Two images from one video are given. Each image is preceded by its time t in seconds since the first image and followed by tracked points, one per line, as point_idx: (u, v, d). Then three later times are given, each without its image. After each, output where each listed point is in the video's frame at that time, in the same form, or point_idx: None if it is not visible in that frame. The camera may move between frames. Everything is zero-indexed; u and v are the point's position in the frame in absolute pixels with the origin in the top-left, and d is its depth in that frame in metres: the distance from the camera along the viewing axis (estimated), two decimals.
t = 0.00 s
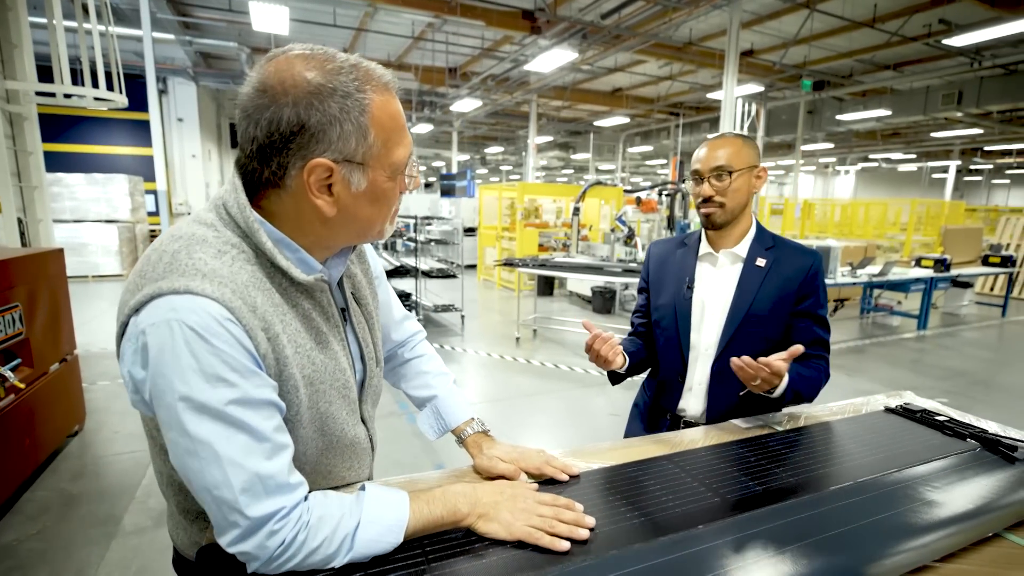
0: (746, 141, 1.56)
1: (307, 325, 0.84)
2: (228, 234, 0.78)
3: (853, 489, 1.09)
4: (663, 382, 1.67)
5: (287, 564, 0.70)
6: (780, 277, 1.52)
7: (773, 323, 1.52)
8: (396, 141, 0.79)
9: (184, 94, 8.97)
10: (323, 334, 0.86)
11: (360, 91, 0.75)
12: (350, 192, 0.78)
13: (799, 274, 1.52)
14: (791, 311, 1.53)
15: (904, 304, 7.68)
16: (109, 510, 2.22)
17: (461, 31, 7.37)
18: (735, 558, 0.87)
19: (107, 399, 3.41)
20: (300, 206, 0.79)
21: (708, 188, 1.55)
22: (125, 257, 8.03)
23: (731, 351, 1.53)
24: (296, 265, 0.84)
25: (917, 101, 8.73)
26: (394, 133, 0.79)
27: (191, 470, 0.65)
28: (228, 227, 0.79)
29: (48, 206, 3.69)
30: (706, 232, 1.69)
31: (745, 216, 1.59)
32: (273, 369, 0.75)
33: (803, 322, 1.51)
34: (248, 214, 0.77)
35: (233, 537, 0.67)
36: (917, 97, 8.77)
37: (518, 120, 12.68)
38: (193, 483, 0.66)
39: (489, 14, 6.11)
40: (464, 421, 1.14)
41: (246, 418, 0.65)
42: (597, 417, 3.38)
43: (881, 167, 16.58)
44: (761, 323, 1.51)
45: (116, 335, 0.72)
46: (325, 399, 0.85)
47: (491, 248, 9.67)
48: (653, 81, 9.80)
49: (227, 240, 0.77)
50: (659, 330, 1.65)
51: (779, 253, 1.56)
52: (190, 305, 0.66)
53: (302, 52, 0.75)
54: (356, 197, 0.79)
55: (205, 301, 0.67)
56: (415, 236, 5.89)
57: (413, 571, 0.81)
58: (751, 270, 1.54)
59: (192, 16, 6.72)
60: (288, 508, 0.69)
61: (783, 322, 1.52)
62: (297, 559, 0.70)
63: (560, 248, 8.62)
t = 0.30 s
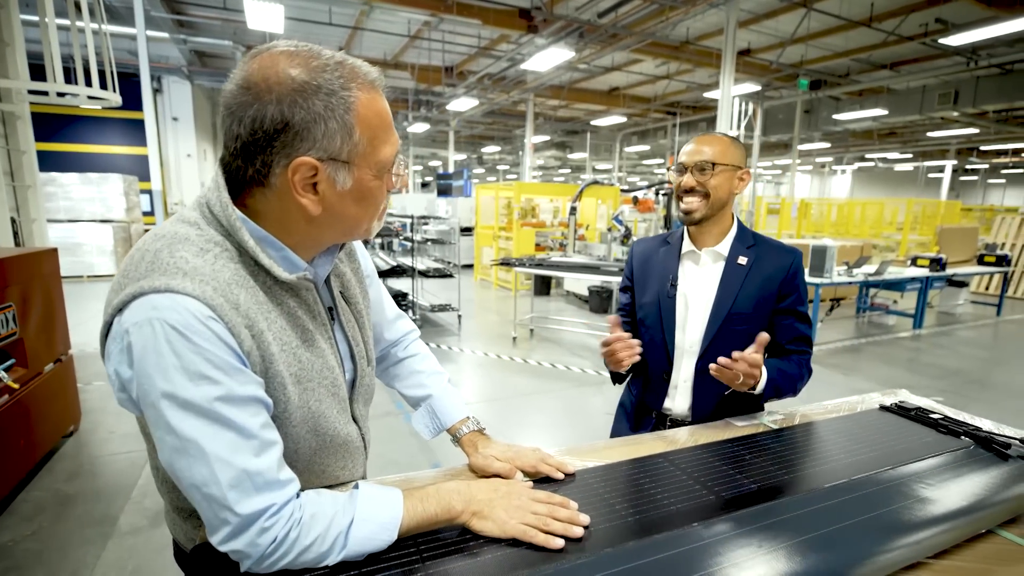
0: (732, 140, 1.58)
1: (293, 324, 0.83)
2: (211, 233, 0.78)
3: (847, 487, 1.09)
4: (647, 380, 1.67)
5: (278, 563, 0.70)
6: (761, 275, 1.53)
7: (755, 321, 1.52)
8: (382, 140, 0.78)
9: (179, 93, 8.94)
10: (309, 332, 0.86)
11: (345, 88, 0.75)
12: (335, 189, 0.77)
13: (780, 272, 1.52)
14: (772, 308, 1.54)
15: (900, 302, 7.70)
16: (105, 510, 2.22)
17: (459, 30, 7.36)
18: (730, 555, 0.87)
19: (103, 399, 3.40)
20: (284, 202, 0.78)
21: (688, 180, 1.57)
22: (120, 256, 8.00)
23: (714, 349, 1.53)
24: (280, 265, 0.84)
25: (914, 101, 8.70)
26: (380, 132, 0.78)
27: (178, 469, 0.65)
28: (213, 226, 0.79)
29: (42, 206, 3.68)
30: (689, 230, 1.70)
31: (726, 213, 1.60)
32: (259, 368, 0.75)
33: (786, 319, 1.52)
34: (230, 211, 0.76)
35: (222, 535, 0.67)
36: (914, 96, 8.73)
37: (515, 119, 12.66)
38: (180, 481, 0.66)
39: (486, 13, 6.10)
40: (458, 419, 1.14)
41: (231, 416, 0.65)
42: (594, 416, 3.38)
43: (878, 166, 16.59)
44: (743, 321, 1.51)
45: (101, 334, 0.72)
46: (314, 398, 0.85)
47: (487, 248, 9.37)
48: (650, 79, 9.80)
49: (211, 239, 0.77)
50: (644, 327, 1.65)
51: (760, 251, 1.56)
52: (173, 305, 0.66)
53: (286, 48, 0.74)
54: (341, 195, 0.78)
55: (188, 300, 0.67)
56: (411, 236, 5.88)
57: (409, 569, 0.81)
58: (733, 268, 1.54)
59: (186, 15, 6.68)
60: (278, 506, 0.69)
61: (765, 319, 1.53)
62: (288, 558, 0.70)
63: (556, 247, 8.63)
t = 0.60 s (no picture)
0: (742, 148, 1.54)
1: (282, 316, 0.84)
2: (197, 228, 0.78)
3: (846, 486, 1.09)
4: (650, 379, 1.68)
5: (274, 559, 0.70)
6: (760, 274, 1.53)
7: (755, 320, 1.53)
8: (360, 125, 0.78)
9: (177, 93, 8.96)
10: (299, 324, 0.86)
11: (321, 72, 0.75)
12: (313, 175, 0.77)
13: (778, 271, 1.54)
14: (771, 306, 1.55)
15: (899, 301, 7.70)
16: (104, 510, 2.22)
17: (457, 29, 7.36)
18: (731, 555, 0.87)
19: (102, 399, 3.40)
20: (265, 191, 0.79)
21: (699, 190, 1.53)
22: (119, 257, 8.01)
23: (716, 349, 1.54)
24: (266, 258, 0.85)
25: (912, 99, 8.68)
26: (358, 116, 0.78)
27: (170, 464, 0.66)
28: (199, 221, 0.79)
29: (41, 206, 3.68)
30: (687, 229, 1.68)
31: (728, 218, 1.59)
32: (246, 360, 0.75)
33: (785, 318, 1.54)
34: (215, 205, 0.77)
35: (217, 530, 0.67)
36: (913, 95, 8.69)
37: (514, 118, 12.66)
38: (172, 476, 0.67)
39: (484, 13, 6.11)
40: (457, 419, 1.14)
41: (215, 408, 0.65)
42: (592, 415, 3.38)
43: (876, 165, 16.58)
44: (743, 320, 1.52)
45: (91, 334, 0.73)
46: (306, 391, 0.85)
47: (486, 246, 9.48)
48: (648, 79, 9.79)
49: (196, 234, 0.77)
50: (646, 327, 1.63)
51: (758, 250, 1.56)
52: (157, 300, 0.66)
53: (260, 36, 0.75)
54: (319, 180, 0.78)
55: (172, 295, 0.67)
56: (409, 235, 5.87)
57: (406, 569, 0.81)
58: (732, 268, 1.54)
59: (185, 15, 6.69)
60: (271, 500, 0.69)
61: (764, 317, 1.55)
62: (283, 554, 0.71)
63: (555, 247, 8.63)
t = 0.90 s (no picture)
0: (765, 152, 1.49)
1: (277, 316, 0.84)
2: (193, 228, 0.79)
3: (847, 486, 1.09)
4: (661, 381, 1.67)
5: (273, 560, 0.71)
6: (771, 275, 1.54)
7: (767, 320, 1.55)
8: (352, 126, 0.78)
9: (177, 94, 8.99)
10: (294, 324, 0.86)
11: (313, 72, 0.75)
12: (304, 176, 0.78)
13: (788, 270, 1.55)
14: (782, 306, 1.56)
15: (899, 300, 7.68)
16: (104, 509, 2.23)
17: (455, 28, 7.35)
18: (731, 555, 0.87)
19: (102, 399, 3.42)
20: (257, 190, 0.79)
21: (731, 199, 1.47)
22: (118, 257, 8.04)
23: (731, 350, 1.55)
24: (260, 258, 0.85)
25: (912, 96, 8.65)
26: (350, 117, 0.78)
27: (168, 464, 0.66)
28: (194, 221, 0.80)
29: (42, 207, 3.70)
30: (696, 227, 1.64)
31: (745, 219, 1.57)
32: (242, 360, 0.75)
33: (794, 317, 1.56)
34: (211, 205, 0.77)
35: (215, 531, 0.67)
36: (913, 92, 8.67)
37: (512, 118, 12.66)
38: (169, 475, 0.67)
39: (482, 11, 6.12)
40: (457, 419, 1.14)
41: (211, 408, 0.66)
42: (592, 414, 3.39)
43: (876, 163, 16.53)
44: (757, 321, 1.53)
45: (87, 336, 0.73)
46: (303, 391, 0.85)
47: (484, 246, 9.43)
48: (646, 77, 9.77)
49: (192, 234, 0.77)
50: (657, 329, 1.62)
51: (767, 250, 1.57)
52: (153, 301, 0.67)
53: (254, 35, 0.75)
54: (310, 180, 0.78)
55: (168, 296, 0.68)
56: (408, 235, 5.87)
57: (405, 568, 0.81)
58: (744, 268, 1.54)
59: (184, 15, 6.72)
60: (269, 500, 0.69)
61: (775, 317, 1.56)
62: (282, 555, 0.71)
63: (554, 246, 8.63)
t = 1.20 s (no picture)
0: (777, 151, 1.50)
1: (275, 316, 0.85)
2: (190, 227, 0.79)
3: (848, 487, 1.08)
4: (666, 378, 1.67)
5: (276, 556, 0.71)
6: (781, 274, 1.53)
7: (776, 318, 1.54)
8: (338, 121, 0.77)
9: (176, 95, 9.04)
10: (292, 322, 0.87)
11: (304, 66, 0.75)
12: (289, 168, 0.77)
13: (797, 270, 1.54)
14: (791, 305, 1.56)
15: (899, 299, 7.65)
16: (103, 509, 2.25)
17: (453, 28, 7.37)
18: (732, 556, 0.86)
19: (101, 399, 3.44)
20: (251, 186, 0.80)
21: (744, 196, 1.47)
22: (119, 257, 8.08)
23: (738, 348, 1.55)
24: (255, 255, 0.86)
25: (912, 94, 8.62)
26: (336, 111, 0.77)
27: (170, 462, 0.67)
28: (191, 220, 0.80)
29: (42, 208, 3.73)
30: (706, 225, 1.64)
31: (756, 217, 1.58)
32: (241, 358, 0.76)
33: (801, 317, 1.55)
34: (209, 204, 0.78)
35: (217, 527, 0.68)
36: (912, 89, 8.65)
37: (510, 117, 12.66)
38: (169, 473, 0.68)
39: (479, 10, 6.14)
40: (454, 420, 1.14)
41: (210, 405, 0.66)
42: (590, 414, 3.39)
43: (876, 161, 16.46)
44: (766, 319, 1.53)
45: (86, 335, 0.74)
46: (300, 390, 0.86)
47: (482, 246, 9.51)
48: (644, 76, 9.76)
49: (190, 233, 0.78)
50: (664, 325, 1.61)
51: (776, 249, 1.56)
52: (152, 299, 0.67)
53: (252, 34, 0.76)
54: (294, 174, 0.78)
55: (167, 295, 0.68)
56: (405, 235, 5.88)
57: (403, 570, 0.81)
58: (753, 266, 1.54)
59: (182, 16, 6.75)
60: (272, 497, 0.70)
61: (784, 317, 1.55)
62: (285, 552, 0.71)
63: (552, 245, 8.63)
